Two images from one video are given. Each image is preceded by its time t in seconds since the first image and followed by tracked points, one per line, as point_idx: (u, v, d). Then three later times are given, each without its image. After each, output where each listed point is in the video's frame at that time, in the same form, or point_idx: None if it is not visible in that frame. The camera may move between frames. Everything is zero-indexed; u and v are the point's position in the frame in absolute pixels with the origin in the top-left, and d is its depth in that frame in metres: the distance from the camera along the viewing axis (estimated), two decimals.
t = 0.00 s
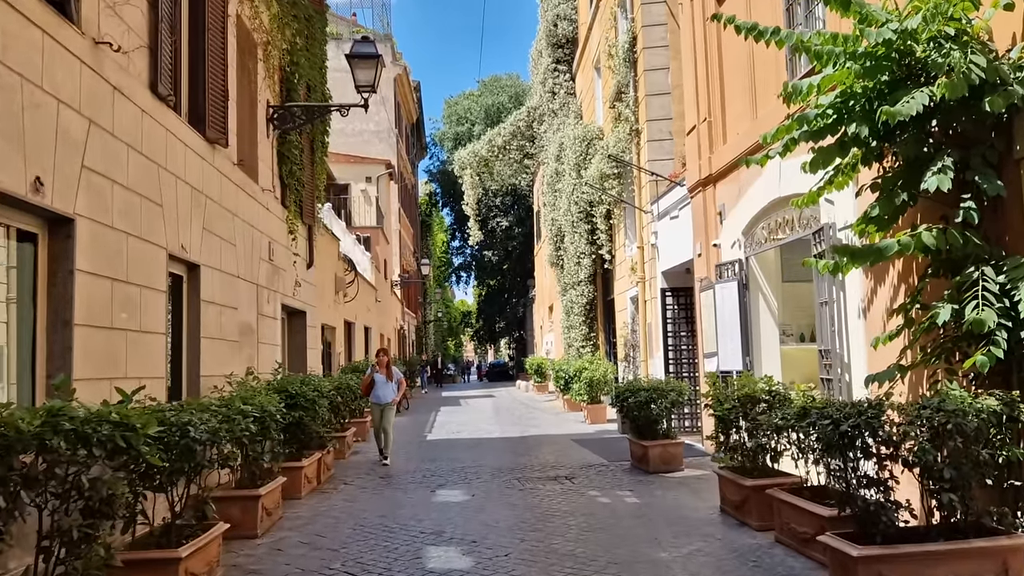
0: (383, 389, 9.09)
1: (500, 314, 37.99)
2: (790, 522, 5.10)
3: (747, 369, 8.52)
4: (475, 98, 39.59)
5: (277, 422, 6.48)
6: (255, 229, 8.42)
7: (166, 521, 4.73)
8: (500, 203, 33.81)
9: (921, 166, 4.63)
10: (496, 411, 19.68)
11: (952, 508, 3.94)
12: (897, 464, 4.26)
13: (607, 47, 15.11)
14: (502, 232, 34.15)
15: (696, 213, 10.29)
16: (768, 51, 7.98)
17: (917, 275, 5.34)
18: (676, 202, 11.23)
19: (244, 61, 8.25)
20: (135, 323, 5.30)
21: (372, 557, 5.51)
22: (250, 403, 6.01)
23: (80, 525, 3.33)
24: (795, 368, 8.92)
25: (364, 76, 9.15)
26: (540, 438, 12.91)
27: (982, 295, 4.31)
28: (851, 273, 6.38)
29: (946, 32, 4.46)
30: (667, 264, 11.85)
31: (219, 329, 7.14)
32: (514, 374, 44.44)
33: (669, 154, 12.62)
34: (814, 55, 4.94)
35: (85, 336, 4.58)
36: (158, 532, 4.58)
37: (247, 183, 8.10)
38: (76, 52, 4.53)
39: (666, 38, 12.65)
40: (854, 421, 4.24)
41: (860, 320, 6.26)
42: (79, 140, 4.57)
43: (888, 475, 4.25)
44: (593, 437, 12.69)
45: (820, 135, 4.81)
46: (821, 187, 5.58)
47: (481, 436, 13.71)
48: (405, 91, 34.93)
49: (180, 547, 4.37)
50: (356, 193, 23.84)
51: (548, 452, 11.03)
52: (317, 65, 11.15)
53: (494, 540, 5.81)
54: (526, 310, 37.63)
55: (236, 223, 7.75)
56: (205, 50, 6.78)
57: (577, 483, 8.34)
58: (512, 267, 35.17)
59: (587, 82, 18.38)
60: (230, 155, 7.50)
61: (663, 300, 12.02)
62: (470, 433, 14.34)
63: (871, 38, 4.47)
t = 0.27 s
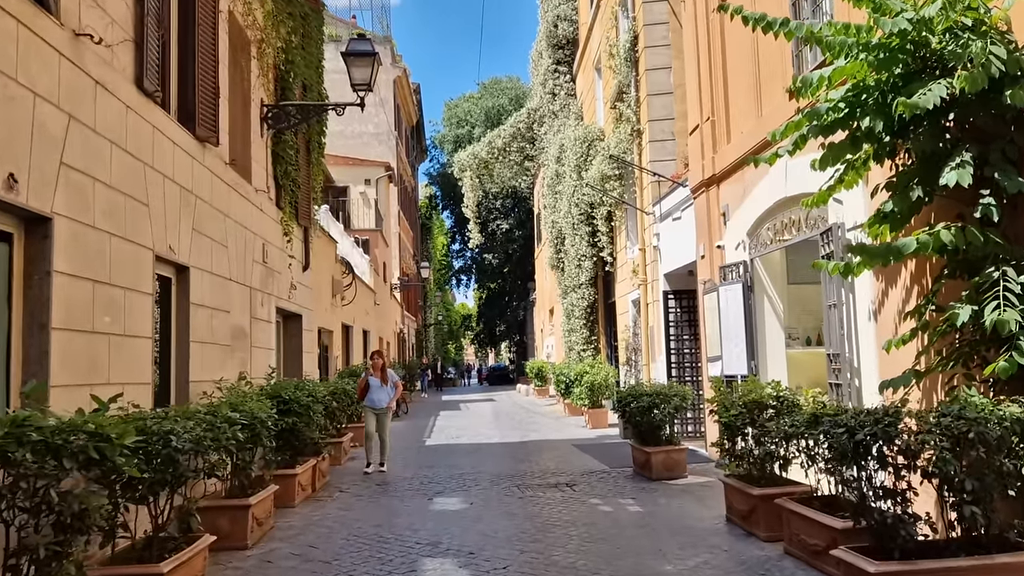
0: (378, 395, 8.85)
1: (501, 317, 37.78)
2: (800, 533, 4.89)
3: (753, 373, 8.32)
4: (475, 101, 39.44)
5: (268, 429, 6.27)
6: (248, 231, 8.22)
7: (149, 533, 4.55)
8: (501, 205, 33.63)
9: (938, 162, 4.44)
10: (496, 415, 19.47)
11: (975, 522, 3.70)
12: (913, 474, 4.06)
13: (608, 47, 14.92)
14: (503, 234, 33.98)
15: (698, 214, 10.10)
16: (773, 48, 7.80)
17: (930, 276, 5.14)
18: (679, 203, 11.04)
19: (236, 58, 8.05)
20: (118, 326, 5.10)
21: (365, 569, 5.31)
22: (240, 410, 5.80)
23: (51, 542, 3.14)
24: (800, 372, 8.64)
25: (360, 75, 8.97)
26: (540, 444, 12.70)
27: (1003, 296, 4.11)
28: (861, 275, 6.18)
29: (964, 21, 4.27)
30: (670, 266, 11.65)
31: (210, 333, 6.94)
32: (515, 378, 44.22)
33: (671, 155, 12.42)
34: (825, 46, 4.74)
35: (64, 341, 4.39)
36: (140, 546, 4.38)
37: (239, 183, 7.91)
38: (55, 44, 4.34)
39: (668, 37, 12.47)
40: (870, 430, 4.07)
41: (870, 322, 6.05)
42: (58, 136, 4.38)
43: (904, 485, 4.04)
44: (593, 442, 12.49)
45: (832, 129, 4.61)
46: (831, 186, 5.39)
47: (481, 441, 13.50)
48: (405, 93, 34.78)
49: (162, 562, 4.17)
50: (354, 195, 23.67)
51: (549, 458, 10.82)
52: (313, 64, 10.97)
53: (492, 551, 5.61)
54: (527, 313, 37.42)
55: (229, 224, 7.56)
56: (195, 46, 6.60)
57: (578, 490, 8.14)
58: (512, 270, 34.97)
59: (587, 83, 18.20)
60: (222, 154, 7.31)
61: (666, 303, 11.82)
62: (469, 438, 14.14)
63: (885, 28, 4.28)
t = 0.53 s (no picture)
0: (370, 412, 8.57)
1: (501, 332, 37.53)
2: (810, 558, 4.66)
3: (757, 389, 8.09)
4: (476, 115, 39.36)
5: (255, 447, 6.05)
6: (239, 243, 8.02)
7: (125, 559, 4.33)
8: (501, 220, 33.47)
9: (954, 167, 4.24)
10: (496, 432, 19.20)
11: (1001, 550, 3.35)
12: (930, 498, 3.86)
13: (608, 59, 14.78)
14: (503, 249, 33.82)
15: (701, 227, 9.90)
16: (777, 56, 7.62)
17: (944, 288, 4.93)
18: (680, 215, 10.84)
19: (228, 67, 7.88)
20: (97, 341, 4.89)
21: None
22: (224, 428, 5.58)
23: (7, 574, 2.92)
24: (807, 389, 8.41)
25: (355, 84, 8.79)
26: (540, 460, 12.45)
27: None
28: (870, 287, 5.97)
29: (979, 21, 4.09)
30: (671, 280, 11.44)
31: (198, 348, 6.73)
32: (516, 394, 43.91)
33: (672, 167, 12.23)
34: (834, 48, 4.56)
35: (36, 356, 4.18)
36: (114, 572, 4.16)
37: (230, 194, 7.71)
38: (29, 46, 4.15)
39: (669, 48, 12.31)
40: (887, 450, 3.85)
41: (881, 337, 5.84)
42: (32, 141, 4.18)
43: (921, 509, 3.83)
44: (594, 459, 12.23)
45: (841, 133, 4.42)
46: (839, 195, 5.19)
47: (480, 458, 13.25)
48: (405, 107, 34.69)
49: None
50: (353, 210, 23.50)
51: (549, 476, 10.57)
52: (309, 75, 10.81)
53: None
54: (528, 328, 37.17)
55: (219, 236, 7.36)
56: (184, 52, 6.42)
57: (578, 510, 7.89)
58: (512, 284, 34.75)
59: (588, 95, 18.04)
60: (212, 164, 7.13)
61: (668, 317, 11.60)
62: (468, 454, 13.89)
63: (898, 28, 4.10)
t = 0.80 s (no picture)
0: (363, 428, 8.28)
1: (501, 347, 37.29)
2: None
3: (763, 407, 7.89)
4: (476, 129, 39.30)
5: (243, 468, 5.83)
6: (231, 255, 7.83)
7: None
8: (501, 234, 33.31)
9: (971, 177, 4.07)
10: (495, 448, 18.95)
11: None
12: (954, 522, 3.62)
13: (609, 71, 14.64)
14: (503, 263, 33.66)
15: (703, 240, 9.71)
16: (783, 65, 7.46)
17: (959, 303, 4.75)
18: (682, 228, 10.66)
19: (221, 76, 7.73)
20: (76, 357, 4.69)
21: None
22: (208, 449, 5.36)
23: None
24: (813, 406, 8.24)
25: (351, 94, 8.62)
26: (539, 478, 12.21)
27: None
28: (879, 302, 5.78)
29: (998, 24, 3.94)
30: (673, 294, 11.25)
31: (186, 363, 6.52)
32: (515, 409, 43.62)
33: (674, 180, 12.06)
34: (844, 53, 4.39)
35: (7, 373, 3.98)
36: None
37: (222, 205, 7.53)
38: (5, 47, 3.97)
39: (670, 60, 12.17)
40: (904, 475, 3.63)
41: (891, 354, 5.64)
42: (7, 147, 4.00)
43: (945, 535, 3.60)
44: (595, 477, 12.00)
45: (853, 141, 4.24)
46: (848, 206, 5.01)
47: (478, 475, 13.02)
48: (405, 121, 34.61)
49: None
50: (352, 223, 23.36)
51: (548, 495, 10.34)
52: (306, 86, 10.66)
53: None
54: (528, 343, 36.95)
55: (210, 247, 7.19)
56: (173, 61, 6.29)
57: (578, 530, 7.66)
58: (512, 299, 34.56)
59: (588, 109, 17.89)
60: (203, 174, 6.96)
61: (669, 332, 11.41)
62: (466, 471, 13.64)
63: (915, 31, 3.94)
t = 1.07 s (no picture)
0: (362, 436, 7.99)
1: (502, 352, 37.06)
2: None
3: (771, 412, 7.70)
4: (477, 134, 39.16)
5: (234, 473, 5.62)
6: (224, 255, 7.63)
7: None
8: (502, 239, 33.12)
9: (995, 169, 3.87)
10: (496, 454, 18.73)
11: None
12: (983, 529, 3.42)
13: (611, 72, 14.47)
14: (504, 268, 33.47)
15: (708, 242, 9.52)
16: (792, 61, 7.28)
17: (981, 302, 4.54)
18: (687, 230, 10.48)
19: (216, 72, 7.55)
20: (58, 357, 4.50)
21: None
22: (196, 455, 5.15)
23: None
24: (822, 410, 8.02)
25: (348, 92, 8.43)
26: (541, 485, 11.99)
27: None
28: (893, 303, 5.58)
29: None
30: (677, 297, 11.06)
31: (177, 366, 6.32)
32: (516, 415, 43.38)
33: (678, 181, 11.87)
34: (860, 39, 4.19)
35: None
36: None
37: (215, 204, 7.34)
38: None
39: (673, 60, 11.99)
40: (931, 482, 3.42)
41: (907, 357, 5.44)
42: None
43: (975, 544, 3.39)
44: (597, 484, 11.78)
45: (871, 133, 4.05)
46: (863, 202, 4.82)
47: (478, 481, 12.81)
48: (406, 126, 34.47)
49: None
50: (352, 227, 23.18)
51: (550, 502, 10.13)
52: (304, 85, 10.48)
53: None
54: (529, 348, 36.72)
55: (203, 247, 7.00)
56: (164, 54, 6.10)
57: (581, 539, 7.45)
58: (513, 304, 34.36)
59: (590, 111, 17.71)
60: (195, 172, 6.77)
61: (673, 336, 11.21)
62: (466, 478, 13.43)
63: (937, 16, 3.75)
